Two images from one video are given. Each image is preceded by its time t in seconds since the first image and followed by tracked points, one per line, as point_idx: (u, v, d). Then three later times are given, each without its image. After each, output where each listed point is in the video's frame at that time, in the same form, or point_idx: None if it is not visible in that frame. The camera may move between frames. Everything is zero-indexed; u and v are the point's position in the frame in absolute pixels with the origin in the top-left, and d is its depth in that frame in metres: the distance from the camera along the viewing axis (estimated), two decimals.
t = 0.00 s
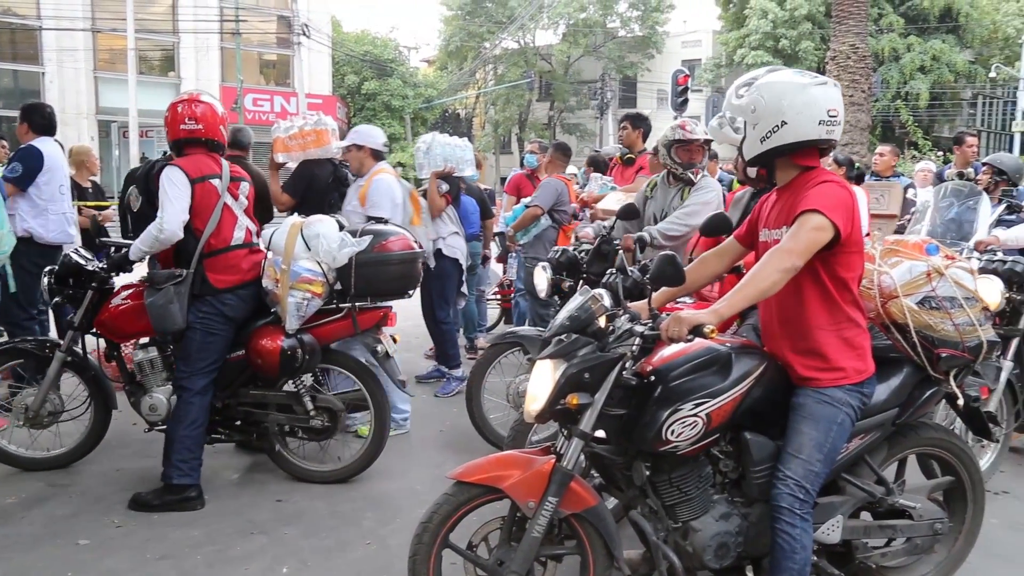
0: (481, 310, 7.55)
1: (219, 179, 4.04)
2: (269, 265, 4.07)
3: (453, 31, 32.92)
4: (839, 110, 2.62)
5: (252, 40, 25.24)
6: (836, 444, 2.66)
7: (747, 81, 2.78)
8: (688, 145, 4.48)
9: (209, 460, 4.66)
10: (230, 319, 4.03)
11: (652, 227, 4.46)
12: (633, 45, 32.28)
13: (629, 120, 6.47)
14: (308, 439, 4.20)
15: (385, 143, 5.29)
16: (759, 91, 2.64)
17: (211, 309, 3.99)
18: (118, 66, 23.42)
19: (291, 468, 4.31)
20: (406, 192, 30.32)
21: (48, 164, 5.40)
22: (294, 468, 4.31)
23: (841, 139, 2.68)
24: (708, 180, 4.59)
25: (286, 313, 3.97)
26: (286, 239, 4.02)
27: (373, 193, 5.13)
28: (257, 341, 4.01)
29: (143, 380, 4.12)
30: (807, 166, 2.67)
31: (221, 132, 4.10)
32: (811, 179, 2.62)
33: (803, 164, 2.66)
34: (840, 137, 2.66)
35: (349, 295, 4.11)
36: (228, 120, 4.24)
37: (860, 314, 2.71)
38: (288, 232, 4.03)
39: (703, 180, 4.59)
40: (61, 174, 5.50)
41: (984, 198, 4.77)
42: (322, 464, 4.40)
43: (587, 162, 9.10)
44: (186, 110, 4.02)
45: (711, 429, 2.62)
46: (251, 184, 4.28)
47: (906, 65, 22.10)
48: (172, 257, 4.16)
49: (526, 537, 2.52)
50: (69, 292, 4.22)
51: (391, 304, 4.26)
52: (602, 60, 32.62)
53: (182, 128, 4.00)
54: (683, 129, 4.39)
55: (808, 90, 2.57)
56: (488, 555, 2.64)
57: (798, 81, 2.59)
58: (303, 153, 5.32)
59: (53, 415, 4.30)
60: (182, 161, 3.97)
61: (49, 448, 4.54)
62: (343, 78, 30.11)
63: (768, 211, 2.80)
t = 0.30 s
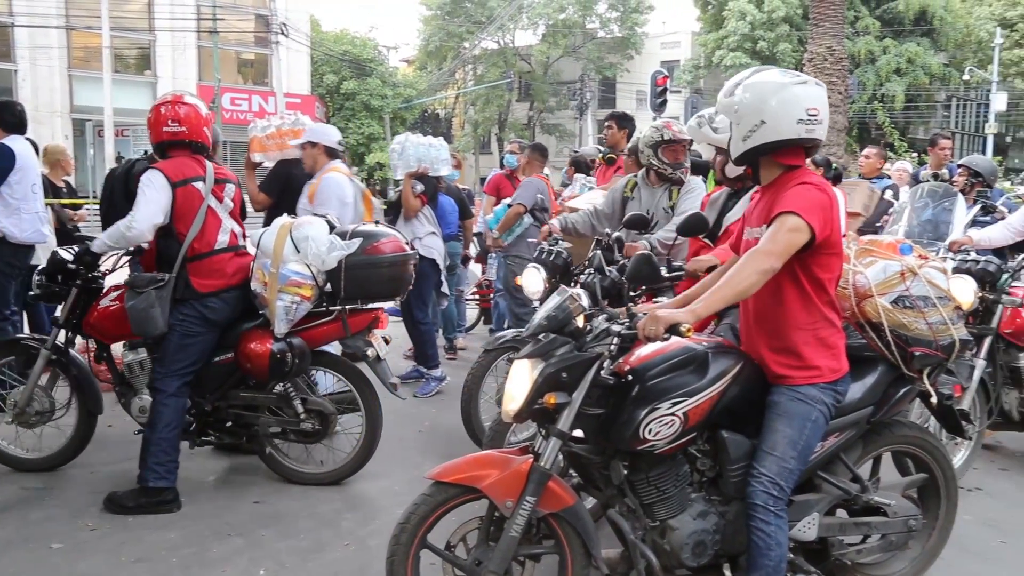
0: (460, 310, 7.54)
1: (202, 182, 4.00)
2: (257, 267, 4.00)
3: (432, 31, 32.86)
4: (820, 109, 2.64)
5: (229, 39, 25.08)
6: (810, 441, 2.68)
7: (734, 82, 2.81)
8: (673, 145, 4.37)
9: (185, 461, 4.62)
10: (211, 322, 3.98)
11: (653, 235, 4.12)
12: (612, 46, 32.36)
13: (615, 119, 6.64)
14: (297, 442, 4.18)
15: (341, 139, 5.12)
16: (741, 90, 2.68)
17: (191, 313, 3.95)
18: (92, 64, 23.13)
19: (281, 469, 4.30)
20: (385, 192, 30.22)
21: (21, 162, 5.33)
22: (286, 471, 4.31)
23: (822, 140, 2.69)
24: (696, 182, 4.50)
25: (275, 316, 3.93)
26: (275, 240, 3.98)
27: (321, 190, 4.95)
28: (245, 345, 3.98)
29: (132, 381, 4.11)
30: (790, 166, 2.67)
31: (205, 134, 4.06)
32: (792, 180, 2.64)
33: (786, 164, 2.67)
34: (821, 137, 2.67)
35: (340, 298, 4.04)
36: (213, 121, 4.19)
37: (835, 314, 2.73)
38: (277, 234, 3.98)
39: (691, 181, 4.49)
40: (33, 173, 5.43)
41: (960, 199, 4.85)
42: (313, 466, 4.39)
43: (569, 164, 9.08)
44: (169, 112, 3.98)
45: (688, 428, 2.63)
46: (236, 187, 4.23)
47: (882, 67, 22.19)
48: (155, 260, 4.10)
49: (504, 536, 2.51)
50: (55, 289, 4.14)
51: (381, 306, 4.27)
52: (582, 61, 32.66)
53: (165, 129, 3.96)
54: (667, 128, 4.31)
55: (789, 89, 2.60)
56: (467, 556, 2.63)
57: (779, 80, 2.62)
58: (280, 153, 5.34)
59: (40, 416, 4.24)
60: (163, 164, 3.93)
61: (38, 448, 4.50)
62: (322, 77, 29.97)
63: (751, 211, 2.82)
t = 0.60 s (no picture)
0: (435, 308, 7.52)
1: (178, 183, 3.95)
2: (234, 268, 3.96)
3: (408, 28, 32.75)
4: (783, 104, 2.63)
5: (203, 34, 24.84)
6: (775, 430, 2.66)
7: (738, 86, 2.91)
8: (653, 143, 4.38)
9: (159, 461, 4.57)
10: (186, 325, 3.94)
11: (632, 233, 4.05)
12: (588, 43, 32.39)
13: (593, 116, 6.70)
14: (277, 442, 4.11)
15: (284, 137, 5.08)
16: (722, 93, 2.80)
17: (167, 315, 3.90)
18: (62, 58, 22.78)
19: (263, 469, 4.27)
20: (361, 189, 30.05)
21: None
22: (267, 470, 4.27)
23: (793, 135, 2.66)
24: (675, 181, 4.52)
25: (252, 317, 3.90)
26: (253, 239, 3.95)
27: (258, 186, 4.89)
28: (224, 346, 3.93)
29: (111, 380, 4.08)
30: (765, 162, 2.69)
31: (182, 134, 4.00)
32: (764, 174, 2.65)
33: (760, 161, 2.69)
34: (790, 132, 2.65)
35: (319, 299, 3.99)
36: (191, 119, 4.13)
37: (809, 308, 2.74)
38: (255, 233, 3.95)
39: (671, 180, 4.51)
40: None
41: (931, 197, 4.88)
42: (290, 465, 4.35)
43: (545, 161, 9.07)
44: (147, 110, 3.91)
45: (664, 425, 2.63)
46: (217, 185, 4.17)
47: (856, 66, 22.55)
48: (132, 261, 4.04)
49: (480, 534, 2.50)
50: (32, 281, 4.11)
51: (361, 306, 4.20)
52: (558, 58, 32.69)
53: (142, 128, 3.89)
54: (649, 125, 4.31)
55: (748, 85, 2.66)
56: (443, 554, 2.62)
57: (747, 78, 2.70)
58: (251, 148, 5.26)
59: (14, 413, 4.18)
60: (137, 166, 3.88)
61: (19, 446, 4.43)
62: (297, 74, 29.75)
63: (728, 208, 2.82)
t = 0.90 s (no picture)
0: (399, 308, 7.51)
1: (135, 182, 3.85)
2: (189, 268, 3.88)
3: (373, 26, 32.54)
4: (762, 96, 2.72)
5: (163, 29, 24.41)
6: (743, 432, 2.70)
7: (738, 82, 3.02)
8: (619, 143, 4.38)
9: (112, 464, 4.48)
10: (143, 326, 3.86)
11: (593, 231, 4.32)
12: (554, 44, 32.40)
13: (557, 118, 6.72)
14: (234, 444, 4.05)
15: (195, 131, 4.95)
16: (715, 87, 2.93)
17: (123, 317, 3.83)
18: (16, 53, 22.23)
19: (219, 471, 4.21)
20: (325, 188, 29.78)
21: None
22: (223, 471, 4.21)
23: (773, 126, 2.72)
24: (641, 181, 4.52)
25: (207, 318, 3.83)
26: (209, 239, 3.85)
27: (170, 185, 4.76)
28: (179, 347, 3.88)
29: (63, 382, 3.98)
30: (749, 154, 2.77)
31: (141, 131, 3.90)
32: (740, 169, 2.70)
33: (743, 152, 2.78)
34: (770, 123, 2.72)
35: (276, 299, 3.97)
36: (151, 115, 4.03)
37: (776, 306, 2.76)
38: (211, 233, 3.85)
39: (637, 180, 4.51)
40: None
41: (891, 198, 5.02)
42: (247, 467, 4.29)
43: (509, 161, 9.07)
44: (104, 105, 3.81)
45: (635, 427, 2.64)
46: (178, 183, 4.07)
47: (818, 69, 22.96)
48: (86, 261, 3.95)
49: (452, 540, 2.48)
50: None
51: (319, 307, 4.19)
52: (523, 58, 32.72)
53: (99, 124, 3.80)
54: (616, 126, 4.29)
55: (731, 77, 2.78)
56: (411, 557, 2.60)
57: (734, 71, 2.81)
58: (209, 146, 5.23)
59: None
60: (92, 163, 3.77)
61: None
62: (260, 72, 29.37)
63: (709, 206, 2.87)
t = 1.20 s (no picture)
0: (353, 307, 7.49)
1: (72, 180, 3.80)
2: (128, 268, 3.84)
3: (328, 23, 32.20)
4: (724, 98, 2.79)
5: (111, 25, 23.83)
6: (705, 425, 2.76)
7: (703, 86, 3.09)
8: (570, 143, 4.43)
9: (53, 469, 4.41)
10: (83, 328, 3.82)
11: (545, 230, 4.39)
12: (510, 44, 32.39)
13: (510, 118, 6.81)
14: (179, 447, 4.01)
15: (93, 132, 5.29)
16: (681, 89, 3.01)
17: (62, 319, 3.78)
18: None
19: (164, 475, 4.16)
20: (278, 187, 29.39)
21: None
22: (168, 475, 4.16)
23: (735, 128, 2.79)
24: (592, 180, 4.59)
25: (149, 320, 3.78)
26: (150, 238, 3.82)
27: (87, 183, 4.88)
28: (119, 348, 3.83)
29: None
30: (711, 155, 2.84)
31: (78, 127, 3.86)
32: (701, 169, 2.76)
33: (706, 153, 2.85)
34: (731, 125, 2.79)
35: (221, 300, 3.92)
36: (91, 112, 4.00)
37: (736, 303, 2.83)
38: (152, 232, 3.82)
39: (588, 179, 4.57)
40: None
41: (837, 198, 5.18)
42: (195, 470, 4.24)
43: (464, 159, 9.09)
44: (39, 100, 3.78)
45: (600, 420, 2.70)
46: (118, 181, 4.03)
47: (769, 71, 23.37)
48: (23, 262, 3.89)
49: (427, 541, 2.50)
50: None
51: (265, 307, 4.13)
52: (479, 57, 32.69)
53: (31, 119, 3.76)
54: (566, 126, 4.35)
55: (696, 79, 2.85)
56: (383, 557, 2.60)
57: (700, 74, 2.88)
58: (156, 145, 4.94)
59: None
60: (27, 160, 3.72)
61: None
62: (211, 68, 28.86)
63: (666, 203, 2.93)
